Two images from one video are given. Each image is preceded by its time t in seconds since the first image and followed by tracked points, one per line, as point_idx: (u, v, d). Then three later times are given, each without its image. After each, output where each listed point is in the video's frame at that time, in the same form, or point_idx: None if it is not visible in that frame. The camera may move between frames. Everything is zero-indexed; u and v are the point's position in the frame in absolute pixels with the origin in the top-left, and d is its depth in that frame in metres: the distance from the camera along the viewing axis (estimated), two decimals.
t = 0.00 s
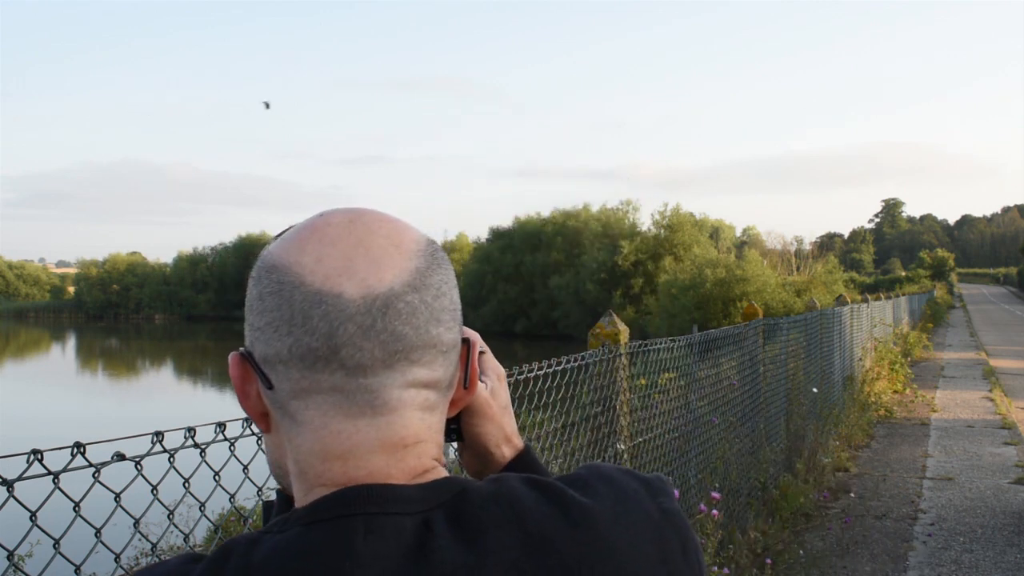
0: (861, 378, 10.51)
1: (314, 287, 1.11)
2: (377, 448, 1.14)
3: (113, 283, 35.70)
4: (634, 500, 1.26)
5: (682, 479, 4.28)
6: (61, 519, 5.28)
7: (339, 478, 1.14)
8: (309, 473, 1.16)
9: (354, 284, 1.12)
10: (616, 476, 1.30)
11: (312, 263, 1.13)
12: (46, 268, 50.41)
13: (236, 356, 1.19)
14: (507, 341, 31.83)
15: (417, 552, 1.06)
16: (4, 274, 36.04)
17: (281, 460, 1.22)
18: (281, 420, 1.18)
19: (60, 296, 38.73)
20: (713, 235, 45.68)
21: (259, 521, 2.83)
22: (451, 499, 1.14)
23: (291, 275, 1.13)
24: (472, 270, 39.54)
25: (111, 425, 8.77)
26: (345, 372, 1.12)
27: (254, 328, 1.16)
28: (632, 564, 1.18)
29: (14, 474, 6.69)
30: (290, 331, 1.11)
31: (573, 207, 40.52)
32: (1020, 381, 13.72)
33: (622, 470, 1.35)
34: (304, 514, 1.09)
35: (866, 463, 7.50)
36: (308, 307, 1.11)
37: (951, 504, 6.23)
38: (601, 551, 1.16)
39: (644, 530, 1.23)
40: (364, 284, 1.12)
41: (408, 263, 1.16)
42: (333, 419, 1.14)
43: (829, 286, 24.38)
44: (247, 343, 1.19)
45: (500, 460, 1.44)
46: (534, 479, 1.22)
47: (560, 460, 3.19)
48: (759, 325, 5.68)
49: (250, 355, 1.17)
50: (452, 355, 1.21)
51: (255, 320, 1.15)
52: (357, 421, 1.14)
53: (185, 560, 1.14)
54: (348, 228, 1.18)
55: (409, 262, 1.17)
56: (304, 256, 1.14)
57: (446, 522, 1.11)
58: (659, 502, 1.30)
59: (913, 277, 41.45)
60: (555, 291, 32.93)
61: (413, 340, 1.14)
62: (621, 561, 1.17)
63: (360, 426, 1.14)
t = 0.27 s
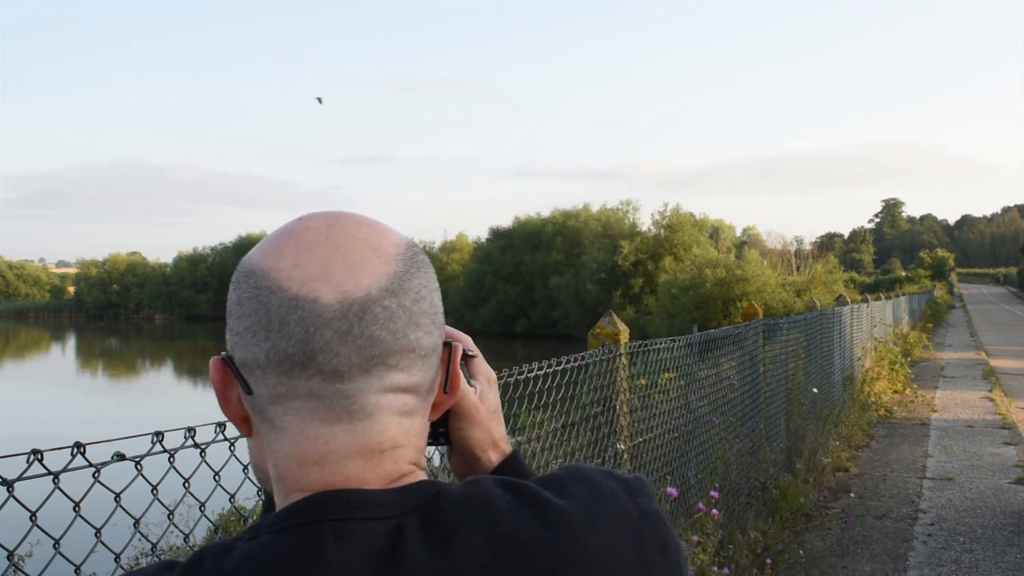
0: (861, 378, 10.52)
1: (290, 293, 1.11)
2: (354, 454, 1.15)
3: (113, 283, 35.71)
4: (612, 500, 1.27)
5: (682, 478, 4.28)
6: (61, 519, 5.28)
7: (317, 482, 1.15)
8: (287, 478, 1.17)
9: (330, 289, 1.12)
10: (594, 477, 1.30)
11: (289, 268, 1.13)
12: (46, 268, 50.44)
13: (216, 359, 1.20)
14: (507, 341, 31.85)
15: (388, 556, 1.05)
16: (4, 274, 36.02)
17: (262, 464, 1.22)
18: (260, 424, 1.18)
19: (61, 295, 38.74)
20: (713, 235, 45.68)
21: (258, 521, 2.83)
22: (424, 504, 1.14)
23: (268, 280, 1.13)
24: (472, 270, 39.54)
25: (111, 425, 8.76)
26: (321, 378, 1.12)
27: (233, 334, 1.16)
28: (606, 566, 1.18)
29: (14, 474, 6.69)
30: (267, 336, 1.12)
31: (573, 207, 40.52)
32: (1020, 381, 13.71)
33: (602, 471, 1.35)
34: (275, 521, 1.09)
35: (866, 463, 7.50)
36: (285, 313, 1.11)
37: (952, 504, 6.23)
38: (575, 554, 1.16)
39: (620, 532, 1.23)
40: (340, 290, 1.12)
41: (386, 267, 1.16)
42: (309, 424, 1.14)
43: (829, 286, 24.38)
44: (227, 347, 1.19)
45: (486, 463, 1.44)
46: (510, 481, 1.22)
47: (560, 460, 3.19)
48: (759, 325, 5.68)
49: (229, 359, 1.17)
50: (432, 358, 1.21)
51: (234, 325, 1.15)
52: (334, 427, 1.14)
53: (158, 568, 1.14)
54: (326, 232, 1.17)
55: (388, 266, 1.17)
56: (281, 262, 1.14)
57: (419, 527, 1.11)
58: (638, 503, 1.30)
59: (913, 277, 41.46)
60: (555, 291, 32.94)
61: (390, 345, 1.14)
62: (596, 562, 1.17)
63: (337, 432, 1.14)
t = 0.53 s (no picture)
0: (861, 378, 10.52)
1: (265, 292, 1.11)
2: (327, 456, 1.14)
3: (113, 283, 35.72)
4: (587, 501, 1.26)
5: (682, 478, 4.28)
6: (61, 519, 5.28)
7: (291, 483, 1.15)
8: (262, 478, 1.17)
9: (305, 288, 1.12)
10: (569, 478, 1.29)
11: (264, 267, 1.13)
12: (47, 269, 50.52)
13: (196, 359, 1.20)
14: (507, 341, 31.85)
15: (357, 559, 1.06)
16: (4, 274, 36.01)
17: (240, 464, 1.22)
18: (236, 425, 1.18)
19: (61, 296, 38.75)
20: (713, 235, 45.70)
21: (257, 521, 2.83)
22: (394, 506, 1.14)
23: (244, 279, 1.13)
24: (472, 270, 39.54)
25: (111, 425, 8.77)
26: (295, 378, 1.12)
27: (210, 333, 1.17)
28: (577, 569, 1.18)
29: (14, 474, 6.69)
30: (242, 336, 1.12)
31: (573, 207, 40.52)
32: (1020, 381, 13.72)
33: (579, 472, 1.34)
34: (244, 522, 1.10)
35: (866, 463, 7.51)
36: (259, 312, 1.11)
37: (952, 504, 6.23)
38: (545, 558, 1.16)
39: (593, 534, 1.22)
40: (315, 289, 1.12)
41: (362, 266, 1.16)
42: (284, 424, 1.14)
43: (829, 286, 24.38)
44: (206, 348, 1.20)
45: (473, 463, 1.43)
46: (482, 483, 1.22)
47: (560, 460, 3.19)
48: (759, 325, 5.68)
49: (207, 359, 1.18)
50: (408, 360, 1.20)
51: (211, 324, 1.16)
52: (308, 427, 1.14)
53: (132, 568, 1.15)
54: (303, 232, 1.18)
55: (363, 266, 1.16)
56: (257, 260, 1.14)
57: (389, 529, 1.11)
58: (613, 504, 1.29)
59: (913, 277, 41.54)
60: (555, 291, 32.95)
61: (365, 346, 1.14)
62: (566, 564, 1.17)
63: (311, 431, 1.14)
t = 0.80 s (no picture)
0: (861, 378, 10.52)
1: (252, 291, 1.11)
2: (314, 455, 1.14)
3: (113, 284, 35.74)
4: (573, 501, 1.25)
5: (682, 478, 4.28)
6: (61, 519, 5.28)
7: (278, 482, 1.15)
8: (251, 476, 1.17)
9: (292, 288, 1.12)
10: (556, 479, 1.28)
11: (253, 267, 1.13)
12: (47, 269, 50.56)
13: (185, 356, 1.20)
14: (507, 341, 31.84)
15: (340, 560, 1.06)
16: (4, 274, 36.01)
17: (230, 461, 1.23)
18: (225, 424, 1.19)
19: (61, 296, 38.76)
20: (713, 235, 45.70)
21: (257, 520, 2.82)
22: (379, 506, 1.14)
23: (232, 278, 1.13)
24: (472, 270, 39.54)
25: (111, 425, 8.77)
26: (282, 378, 1.12)
27: (199, 332, 1.17)
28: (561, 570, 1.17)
29: (14, 474, 6.70)
30: (230, 335, 1.12)
31: (573, 207, 40.52)
32: (1020, 381, 13.72)
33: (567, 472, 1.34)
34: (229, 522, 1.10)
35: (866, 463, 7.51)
36: (246, 312, 1.11)
37: (951, 504, 6.23)
38: (530, 557, 1.15)
39: (578, 535, 1.21)
40: (302, 289, 1.12)
41: (351, 266, 1.16)
42: (271, 423, 1.14)
43: (829, 286, 24.37)
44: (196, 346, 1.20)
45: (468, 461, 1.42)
46: (469, 482, 1.21)
47: (561, 460, 3.19)
48: (759, 325, 5.68)
49: (196, 357, 1.18)
50: (396, 360, 1.20)
51: (200, 323, 1.16)
52: (296, 426, 1.14)
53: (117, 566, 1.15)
54: (292, 231, 1.17)
55: (352, 266, 1.16)
56: (246, 260, 1.14)
57: (374, 529, 1.11)
58: (600, 505, 1.28)
59: (913, 276, 41.56)
60: (555, 291, 32.97)
61: (352, 346, 1.14)
62: (551, 565, 1.17)
63: (298, 432, 1.14)
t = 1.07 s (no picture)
0: (861, 378, 10.51)
1: (223, 294, 1.11)
2: (283, 458, 1.13)
3: (113, 284, 35.73)
4: (541, 501, 1.23)
5: (682, 478, 4.28)
6: (61, 519, 5.28)
7: (249, 485, 1.14)
8: (224, 478, 1.16)
9: (263, 291, 1.11)
10: (523, 480, 1.26)
11: (225, 269, 1.13)
12: (46, 269, 50.53)
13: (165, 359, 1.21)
14: (508, 341, 31.83)
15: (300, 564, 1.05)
16: (4, 274, 35.98)
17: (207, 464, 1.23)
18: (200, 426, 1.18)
19: (61, 296, 38.73)
20: (713, 235, 45.69)
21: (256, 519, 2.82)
22: (343, 510, 1.13)
23: (205, 281, 1.13)
24: (472, 270, 39.53)
25: (111, 425, 8.77)
26: (252, 380, 1.11)
27: (176, 334, 1.17)
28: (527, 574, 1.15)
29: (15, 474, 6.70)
30: (201, 338, 1.12)
31: (573, 207, 40.52)
32: (1020, 381, 13.72)
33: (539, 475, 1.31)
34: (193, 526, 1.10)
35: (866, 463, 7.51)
36: (217, 315, 1.11)
37: (952, 504, 6.23)
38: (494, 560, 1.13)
39: (545, 538, 1.19)
40: (273, 292, 1.11)
41: (322, 269, 1.15)
42: (242, 425, 1.14)
43: (829, 286, 24.37)
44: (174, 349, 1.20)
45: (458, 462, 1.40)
46: (436, 486, 1.20)
47: (560, 460, 3.19)
48: (759, 325, 5.68)
49: (173, 359, 1.18)
50: (371, 362, 1.19)
51: (176, 326, 1.16)
52: (266, 429, 1.13)
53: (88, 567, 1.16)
54: (265, 234, 1.17)
55: (324, 268, 1.15)
56: (220, 263, 1.14)
57: (336, 534, 1.10)
58: (569, 507, 1.25)
59: (913, 276, 41.58)
60: (555, 291, 32.95)
61: (323, 348, 1.12)
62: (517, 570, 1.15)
63: (269, 434, 1.13)
